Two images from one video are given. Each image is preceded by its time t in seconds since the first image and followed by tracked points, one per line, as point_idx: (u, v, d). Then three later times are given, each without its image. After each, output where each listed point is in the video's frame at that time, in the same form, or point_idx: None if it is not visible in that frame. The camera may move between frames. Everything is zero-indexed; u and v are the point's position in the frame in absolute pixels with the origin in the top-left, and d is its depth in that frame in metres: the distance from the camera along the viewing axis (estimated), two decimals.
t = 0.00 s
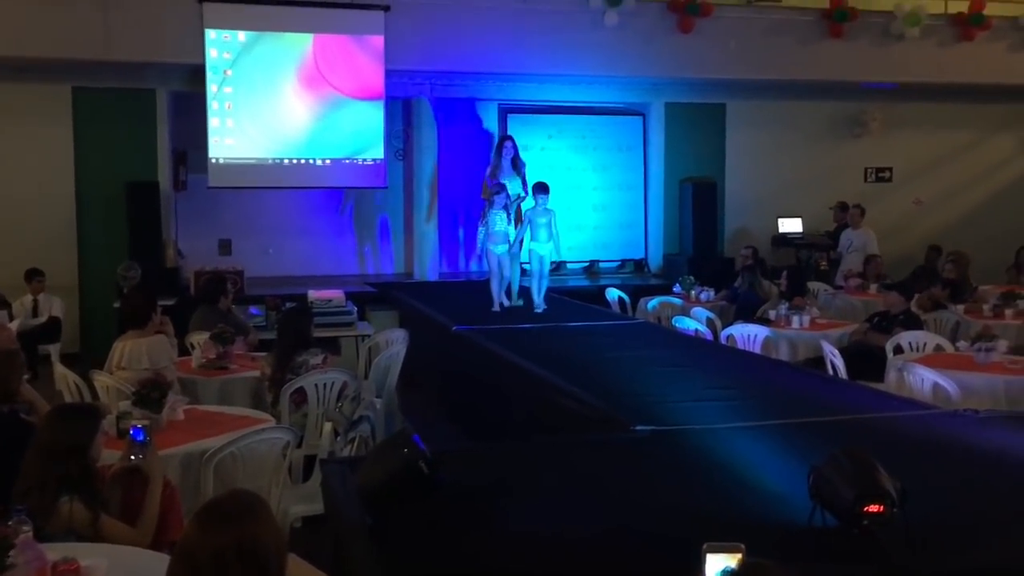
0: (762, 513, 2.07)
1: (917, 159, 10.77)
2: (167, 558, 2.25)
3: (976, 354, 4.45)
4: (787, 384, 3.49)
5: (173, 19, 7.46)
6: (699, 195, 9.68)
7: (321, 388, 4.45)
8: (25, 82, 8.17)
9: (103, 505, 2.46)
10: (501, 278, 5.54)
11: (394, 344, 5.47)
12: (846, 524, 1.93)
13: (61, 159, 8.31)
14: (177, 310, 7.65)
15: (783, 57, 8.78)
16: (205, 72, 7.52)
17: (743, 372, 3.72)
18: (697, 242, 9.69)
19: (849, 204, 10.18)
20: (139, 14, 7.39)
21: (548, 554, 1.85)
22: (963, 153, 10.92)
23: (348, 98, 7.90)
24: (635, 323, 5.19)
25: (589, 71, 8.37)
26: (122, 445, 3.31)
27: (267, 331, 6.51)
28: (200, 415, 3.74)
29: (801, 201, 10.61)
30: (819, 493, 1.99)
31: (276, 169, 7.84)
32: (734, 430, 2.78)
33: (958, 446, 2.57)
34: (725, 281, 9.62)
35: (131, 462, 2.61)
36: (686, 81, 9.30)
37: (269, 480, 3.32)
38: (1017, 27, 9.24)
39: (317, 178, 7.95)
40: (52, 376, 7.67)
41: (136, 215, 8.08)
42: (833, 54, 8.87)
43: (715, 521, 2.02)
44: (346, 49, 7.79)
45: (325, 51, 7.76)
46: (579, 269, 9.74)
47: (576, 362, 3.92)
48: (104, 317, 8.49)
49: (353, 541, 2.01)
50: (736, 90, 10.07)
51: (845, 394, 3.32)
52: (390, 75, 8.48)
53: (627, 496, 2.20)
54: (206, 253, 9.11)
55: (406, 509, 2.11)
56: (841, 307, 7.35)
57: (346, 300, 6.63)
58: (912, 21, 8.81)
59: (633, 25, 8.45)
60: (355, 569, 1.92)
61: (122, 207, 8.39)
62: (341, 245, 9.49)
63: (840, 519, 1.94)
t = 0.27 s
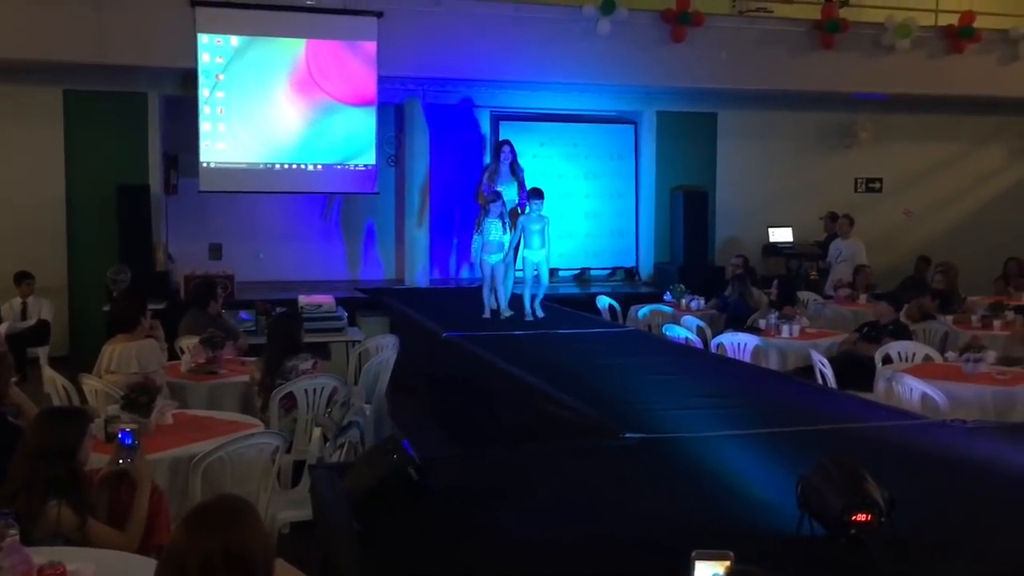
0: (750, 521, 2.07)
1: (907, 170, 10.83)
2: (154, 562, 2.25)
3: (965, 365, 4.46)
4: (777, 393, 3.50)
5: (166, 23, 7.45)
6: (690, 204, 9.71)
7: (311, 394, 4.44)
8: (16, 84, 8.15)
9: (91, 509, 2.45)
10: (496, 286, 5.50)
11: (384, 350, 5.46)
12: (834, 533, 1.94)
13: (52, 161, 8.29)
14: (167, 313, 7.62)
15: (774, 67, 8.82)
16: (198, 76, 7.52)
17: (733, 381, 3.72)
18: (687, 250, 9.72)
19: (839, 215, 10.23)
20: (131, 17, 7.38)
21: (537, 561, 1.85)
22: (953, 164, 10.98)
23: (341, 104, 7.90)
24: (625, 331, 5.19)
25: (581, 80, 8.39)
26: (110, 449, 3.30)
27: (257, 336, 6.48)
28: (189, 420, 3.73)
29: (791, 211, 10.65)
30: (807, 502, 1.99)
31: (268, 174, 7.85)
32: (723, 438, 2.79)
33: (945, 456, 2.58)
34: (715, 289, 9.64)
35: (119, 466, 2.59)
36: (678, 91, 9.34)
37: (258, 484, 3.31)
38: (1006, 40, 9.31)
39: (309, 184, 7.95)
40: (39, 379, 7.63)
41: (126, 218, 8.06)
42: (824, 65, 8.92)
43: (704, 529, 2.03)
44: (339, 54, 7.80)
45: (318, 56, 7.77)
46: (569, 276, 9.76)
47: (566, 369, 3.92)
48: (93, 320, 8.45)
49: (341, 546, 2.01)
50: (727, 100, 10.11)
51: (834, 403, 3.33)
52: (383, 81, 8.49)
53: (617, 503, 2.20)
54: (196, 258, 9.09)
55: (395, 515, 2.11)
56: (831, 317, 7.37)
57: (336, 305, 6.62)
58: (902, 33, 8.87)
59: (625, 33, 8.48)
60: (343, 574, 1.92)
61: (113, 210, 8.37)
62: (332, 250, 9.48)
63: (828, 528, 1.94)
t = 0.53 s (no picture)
0: (742, 525, 2.08)
1: (900, 175, 10.86)
2: (145, 563, 2.24)
3: (957, 369, 4.47)
4: (770, 397, 3.50)
5: (161, 23, 7.45)
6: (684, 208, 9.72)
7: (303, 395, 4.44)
8: (10, 83, 8.13)
9: (82, 510, 2.45)
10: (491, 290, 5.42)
11: (377, 352, 5.47)
12: (825, 536, 1.94)
13: (45, 161, 8.26)
14: (160, 314, 7.60)
15: (768, 71, 8.84)
16: (192, 77, 7.51)
17: (726, 384, 3.73)
18: (681, 253, 9.74)
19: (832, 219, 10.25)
20: (126, 17, 7.37)
21: (530, 564, 1.84)
22: (946, 169, 11.01)
23: (335, 105, 7.89)
24: (619, 334, 5.20)
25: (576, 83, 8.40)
26: (102, 449, 3.29)
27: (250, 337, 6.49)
28: (182, 421, 3.72)
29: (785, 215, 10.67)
30: (799, 505, 2.00)
31: (262, 175, 7.85)
32: (716, 441, 2.79)
33: (937, 460, 2.58)
34: (709, 293, 9.66)
35: (110, 467, 2.56)
36: (673, 94, 9.36)
37: (250, 485, 3.30)
38: (999, 46, 9.34)
39: (303, 185, 7.97)
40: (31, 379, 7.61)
41: (120, 218, 8.04)
42: (818, 70, 8.94)
43: (697, 532, 2.03)
44: (334, 56, 7.79)
45: (313, 58, 7.77)
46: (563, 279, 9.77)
47: (560, 372, 3.92)
48: (85, 321, 8.43)
49: (333, 548, 2.00)
50: (722, 104, 10.13)
51: (826, 407, 3.34)
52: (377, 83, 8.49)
53: (609, 506, 2.20)
54: (189, 258, 9.07)
55: (388, 518, 2.10)
56: (824, 321, 7.39)
57: (329, 307, 6.62)
58: (896, 38, 8.90)
59: (620, 36, 8.50)
60: None
61: (106, 210, 8.35)
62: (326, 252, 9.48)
63: (820, 531, 1.95)
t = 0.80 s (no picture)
0: (736, 522, 2.08)
1: (894, 174, 10.89)
2: (140, 561, 2.24)
3: (950, 367, 4.48)
4: (763, 395, 3.51)
5: (156, 21, 7.43)
6: (679, 206, 9.73)
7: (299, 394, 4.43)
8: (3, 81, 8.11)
9: (77, 508, 2.44)
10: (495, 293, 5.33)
11: (372, 350, 5.47)
12: (819, 534, 1.95)
13: (39, 159, 8.24)
14: (154, 312, 7.59)
15: (762, 70, 8.85)
16: (187, 75, 7.49)
17: (720, 383, 3.73)
18: (675, 251, 9.74)
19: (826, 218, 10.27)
20: (121, 14, 7.35)
21: (524, 562, 1.85)
22: (940, 168, 11.04)
23: (329, 103, 7.89)
24: (613, 332, 5.21)
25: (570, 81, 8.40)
26: (96, 448, 3.29)
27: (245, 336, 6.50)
28: (176, 419, 3.72)
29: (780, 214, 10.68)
30: (792, 503, 2.00)
31: (256, 174, 7.82)
32: (710, 439, 2.80)
33: (929, 458, 2.59)
34: (703, 291, 9.67)
35: (106, 464, 2.61)
36: (667, 93, 9.36)
37: (245, 484, 3.31)
38: (993, 45, 9.37)
39: (297, 183, 7.92)
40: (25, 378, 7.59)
41: (114, 216, 8.03)
42: (811, 68, 8.95)
43: (690, 530, 2.04)
44: (328, 54, 7.78)
45: (307, 56, 7.76)
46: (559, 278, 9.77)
47: (555, 370, 3.93)
48: (79, 319, 8.41)
49: (328, 546, 2.00)
50: (716, 103, 10.14)
51: (819, 405, 3.35)
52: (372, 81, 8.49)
53: (603, 504, 2.21)
54: (184, 256, 9.06)
55: (383, 516, 2.10)
56: (818, 320, 7.40)
57: (324, 305, 6.62)
58: (890, 37, 8.92)
59: (615, 35, 8.50)
60: None
61: (100, 208, 8.33)
62: (321, 250, 9.48)
63: (812, 529, 1.96)
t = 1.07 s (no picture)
0: (728, 518, 2.09)
1: (886, 171, 10.91)
2: (133, 559, 2.24)
3: (941, 363, 4.50)
4: (756, 391, 3.52)
5: (148, 18, 7.41)
6: (671, 203, 9.75)
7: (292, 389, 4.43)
8: None
9: (69, 505, 2.44)
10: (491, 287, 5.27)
11: (365, 347, 5.47)
12: (811, 529, 1.95)
13: (30, 156, 8.20)
14: (146, 310, 7.57)
15: (755, 67, 8.86)
16: (178, 71, 7.47)
17: (713, 379, 3.74)
18: (668, 248, 9.75)
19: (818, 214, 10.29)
20: (112, 11, 7.32)
21: (516, 559, 1.85)
22: (932, 164, 11.07)
23: (321, 100, 7.88)
24: (606, 328, 5.21)
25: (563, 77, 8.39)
26: (88, 445, 3.28)
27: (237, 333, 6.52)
28: (168, 416, 3.72)
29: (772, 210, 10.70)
30: (784, 499, 2.00)
31: (249, 170, 7.80)
32: (703, 435, 2.80)
33: (921, 453, 2.60)
34: (696, 288, 9.69)
35: (97, 462, 2.60)
36: (660, 90, 9.36)
37: (237, 481, 3.30)
38: (985, 42, 9.39)
39: (289, 180, 7.92)
40: (17, 376, 7.56)
41: (106, 214, 8.00)
42: (803, 65, 8.96)
43: (683, 526, 2.04)
44: (320, 50, 7.76)
45: (299, 52, 7.74)
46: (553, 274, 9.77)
47: (548, 367, 3.93)
48: (71, 317, 8.39)
49: (321, 544, 2.00)
50: (709, 99, 10.15)
51: (812, 401, 3.36)
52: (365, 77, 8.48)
53: (596, 500, 2.21)
54: (176, 254, 9.04)
55: (376, 513, 2.10)
56: (810, 316, 7.42)
57: (317, 302, 6.61)
58: (882, 34, 8.92)
59: (608, 31, 8.50)
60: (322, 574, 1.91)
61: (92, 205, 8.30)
62: (314, 247, 9.47)
63: (805, 525, 1.95)
